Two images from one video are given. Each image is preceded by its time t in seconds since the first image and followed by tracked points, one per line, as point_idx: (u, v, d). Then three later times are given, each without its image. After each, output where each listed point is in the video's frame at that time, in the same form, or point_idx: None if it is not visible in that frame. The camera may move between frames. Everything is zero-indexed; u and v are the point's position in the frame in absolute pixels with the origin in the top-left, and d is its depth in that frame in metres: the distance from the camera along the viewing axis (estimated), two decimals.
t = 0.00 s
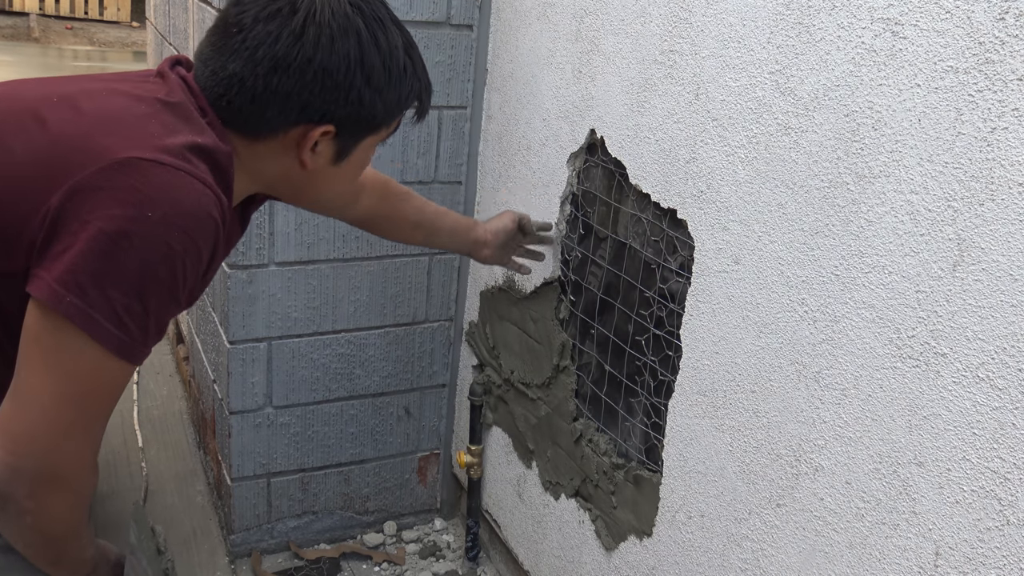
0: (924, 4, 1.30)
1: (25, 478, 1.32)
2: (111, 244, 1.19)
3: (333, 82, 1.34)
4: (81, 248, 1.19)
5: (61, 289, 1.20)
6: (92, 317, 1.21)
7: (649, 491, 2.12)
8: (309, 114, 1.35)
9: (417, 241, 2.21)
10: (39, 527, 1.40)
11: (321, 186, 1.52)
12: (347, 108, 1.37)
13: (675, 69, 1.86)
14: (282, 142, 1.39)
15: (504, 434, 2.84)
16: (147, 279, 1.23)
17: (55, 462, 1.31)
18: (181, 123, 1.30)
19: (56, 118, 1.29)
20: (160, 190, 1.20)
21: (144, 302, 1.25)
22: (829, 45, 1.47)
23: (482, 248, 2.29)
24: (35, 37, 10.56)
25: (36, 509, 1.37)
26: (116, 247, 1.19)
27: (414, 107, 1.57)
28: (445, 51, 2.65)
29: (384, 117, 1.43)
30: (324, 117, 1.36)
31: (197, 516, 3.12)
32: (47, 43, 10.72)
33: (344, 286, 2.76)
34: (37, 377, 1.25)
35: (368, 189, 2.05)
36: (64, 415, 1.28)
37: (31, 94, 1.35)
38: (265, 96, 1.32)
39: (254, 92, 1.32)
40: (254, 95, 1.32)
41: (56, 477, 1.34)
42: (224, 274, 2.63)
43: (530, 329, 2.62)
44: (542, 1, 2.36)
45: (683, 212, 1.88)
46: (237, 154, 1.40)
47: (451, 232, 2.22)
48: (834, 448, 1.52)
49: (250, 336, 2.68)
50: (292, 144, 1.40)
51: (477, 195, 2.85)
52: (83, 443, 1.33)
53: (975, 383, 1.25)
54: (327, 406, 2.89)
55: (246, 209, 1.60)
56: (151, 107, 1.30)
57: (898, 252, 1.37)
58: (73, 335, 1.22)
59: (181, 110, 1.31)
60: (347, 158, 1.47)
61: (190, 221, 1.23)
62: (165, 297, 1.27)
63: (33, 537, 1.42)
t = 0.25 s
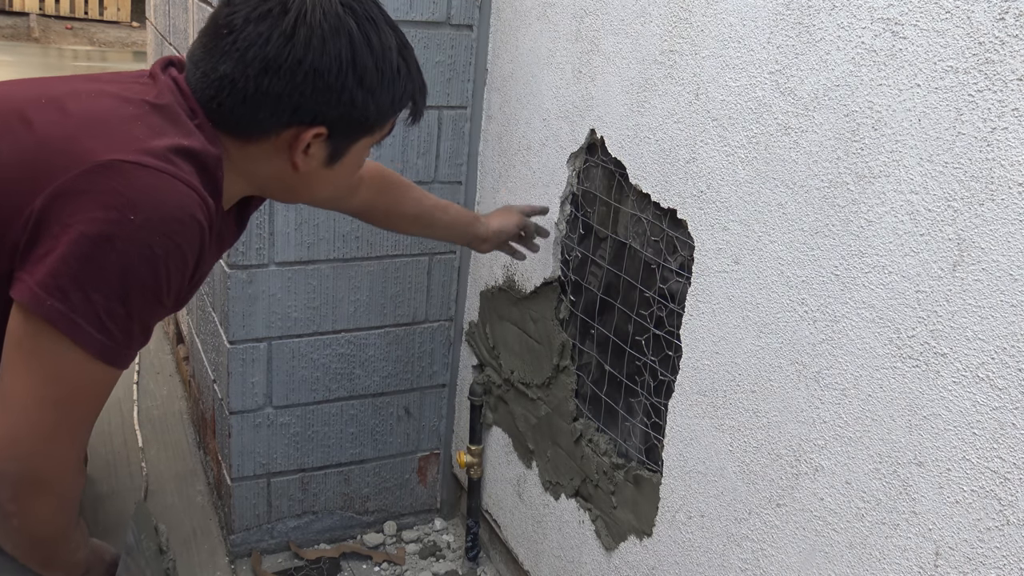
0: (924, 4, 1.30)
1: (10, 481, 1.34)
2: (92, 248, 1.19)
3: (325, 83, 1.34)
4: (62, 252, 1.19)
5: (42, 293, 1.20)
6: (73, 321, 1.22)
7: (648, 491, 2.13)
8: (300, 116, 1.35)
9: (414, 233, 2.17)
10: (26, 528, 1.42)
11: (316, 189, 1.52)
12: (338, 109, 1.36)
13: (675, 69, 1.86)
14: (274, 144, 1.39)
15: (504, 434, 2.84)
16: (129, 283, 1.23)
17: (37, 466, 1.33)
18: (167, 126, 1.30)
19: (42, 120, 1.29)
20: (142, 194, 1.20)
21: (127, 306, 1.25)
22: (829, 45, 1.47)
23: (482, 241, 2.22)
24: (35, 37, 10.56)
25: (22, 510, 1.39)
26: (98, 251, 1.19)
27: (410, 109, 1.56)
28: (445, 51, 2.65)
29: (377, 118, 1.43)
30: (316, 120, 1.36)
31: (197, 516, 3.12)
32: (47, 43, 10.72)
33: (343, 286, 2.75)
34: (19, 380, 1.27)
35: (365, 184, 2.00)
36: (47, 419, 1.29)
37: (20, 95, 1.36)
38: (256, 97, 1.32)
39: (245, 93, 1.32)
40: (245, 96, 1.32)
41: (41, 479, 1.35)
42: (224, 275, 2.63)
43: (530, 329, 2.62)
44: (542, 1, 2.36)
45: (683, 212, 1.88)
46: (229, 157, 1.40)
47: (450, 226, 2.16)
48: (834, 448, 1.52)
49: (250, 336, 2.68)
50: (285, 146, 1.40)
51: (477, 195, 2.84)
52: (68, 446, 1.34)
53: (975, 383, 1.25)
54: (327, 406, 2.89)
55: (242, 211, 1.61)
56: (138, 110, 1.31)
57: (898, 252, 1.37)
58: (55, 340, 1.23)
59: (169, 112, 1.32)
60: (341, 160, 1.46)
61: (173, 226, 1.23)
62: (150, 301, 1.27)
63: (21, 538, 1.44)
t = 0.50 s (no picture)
0: (924, 4, 1.30)
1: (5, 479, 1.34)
2: (79, 245, 1.19)
3: (314, 73, 1.34)
4: (50, 250, 1.19)
5: (30, 291, 1.20)
6: (61, 319, 1.22)
7: (648, 491, 2.12)
8: (290, 106, 1.35)
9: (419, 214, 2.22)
10: (22, 526, 1.43)
11: (309, 178, 1.53)
12: (328, 98, 1.36)
13: (675, 69, 1.86)
14: (265, 136, 1.40)
15: (504, 434, 2.84)
16: (117, 279, 1.23)
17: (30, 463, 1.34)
18: (156, 121, 1.31)
19: (30, 117, 1.29)
20: (129, 190, 1.20)
21: (116, 303, 1.25)
22: (829, 45, 1.47)
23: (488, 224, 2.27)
24: (36, 37, 10.57)
25: (17, 509, 1.40)
26: (85, 248, 1.19)
27: (402, 94, 1.56)
28: (445, 51, 2.65)
29: (368, 107, 1.43)
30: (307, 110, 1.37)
31: (197, 516, 3.12)
32: (48, 43, 10.73)
33: (343, 286, 2.75)
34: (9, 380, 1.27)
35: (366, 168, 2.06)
36: (38, 417, 1.29)
37: (9, 92, 1.36)
38: (245, 89, 1.32)
39: (233, 85, 1.32)
40: (234, 88, 1.32)
41: (36, 477, 1.36)
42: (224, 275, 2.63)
43: (530, 329, 2.62)
44: (542, 1, 2.36)
45: (683, 212, 1.88)
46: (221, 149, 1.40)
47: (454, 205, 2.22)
48: (834, 448, 1.52)
49: (250, 336, 2.68)
50: (276, 137, 1.40)
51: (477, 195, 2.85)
52: (62, 443, 1.35)
53: (976, 383, 1.25)
54: (327, 406, 2.89)
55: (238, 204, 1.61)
56: (126, 105, 1.31)
57: (898, 252, 1.37)
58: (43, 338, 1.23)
59: (157, 107, 1.32)
60: (333, 149, 1.47)
61: (160, 222, 1.23)
62: (139, 297, 1.28)
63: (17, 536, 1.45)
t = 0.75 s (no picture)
0: (924, 4, 1.30)
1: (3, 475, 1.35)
2: (76, 244, 1.19)
3: (313, 66, 1.34)
4: (47, 249, 1.19)
5: (28, 290, 1.21)
6: (59, 317, 1.22)
7: (648, 491, 2.13)
8: (289, 100, 1.35)
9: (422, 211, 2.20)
10: (21, 524, 1.43)
11: (309, 173, 1.53)
12: (327, 91, 1.36)
13: (675, 69, 1.86)
14: (266, 130, 1.39)
15: (504, 434, 2.84)
16: (114, 278, 1.23)
17: (28, 461, 1.34)
18: (154, 119, 1.30)
19: (28, 116, 1.29)
20: (125, 189, 1.20)
21: (113, 302, 1.25)
22: (829, 45, 1.47)
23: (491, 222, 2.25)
24: (36, 37, 10.58)
25: (16, 506, 1.40)
26: (82, 247, 1.19)
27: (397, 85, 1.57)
28: (445, 51, 2.65)
29: (367, 98, 1.43)
30: (307, 103, 1.37)
31: (197, 516, 3.12)
32: (48, 43, 10.73)
33: (343, 286, 2.75)
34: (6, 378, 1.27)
35: (369, 162, 2.04)
36: (35, 416, 1.29)
37: (8, 92, 1.36)
38: (243, 85, 1.32)
39: (231, 81, 1.32)
40: (232, 84, 1.32)
41: (34, 475, 1.36)
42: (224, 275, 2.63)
43: (530, 329, 2.62)
44: (542, 1, 2.36)
45: (683, 212, 1.88)
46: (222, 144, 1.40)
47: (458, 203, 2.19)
48: (834, 447, 1.52)
49: (250, 336, 2.68)
50: (277, 131, 1.40)
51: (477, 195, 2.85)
52: (59, 442, 1.35)
53: (976, 383, 1.25)
54: (327, 406, 2.89)
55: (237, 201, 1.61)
56: (123, 104, 1.30)
57: (898, 252, 1.37)
58: (40, 337, 1.23)
59: (156, 105, 1.31)
60: (333, 141, 1.47)
61: (157, 220, 1.22)
62: (136, 296, 1.27)
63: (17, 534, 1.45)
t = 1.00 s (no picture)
0: (924, 4, 1.30)
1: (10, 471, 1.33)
2: (90, 243, 1.19)
3: (319, 57, 1.34)
4: (61, 247, 1.19)
5: (41, 288, 1.20)
6: (72, 315, 1.22)
7: (649, 491, 2.12)
8: (297, 93, 1.35)
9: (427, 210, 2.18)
10: (24, 522, 1.41)
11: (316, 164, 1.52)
12: (334, 82, 1.37)
13: (675, 69, 1.86)
14: (274, 124, 1.39)
15: (504, 434, 2.84)
16: (128, 276, 1.23)
17: (38, 456, 1.33)
18: (162, 117, 1.30)
19: (36, 114, 1.28)
20: (138, 188, 1.20)
21: (126, 300, 1.25)
22: (829, 45, 1.47)
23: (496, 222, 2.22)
24: (36, 37, 10.58)
25: (22, 503, 1.38)
26: (96, 246, 1.19)
27: (401, 76, 1.57)
28: (445, 51, 2.65)
29: (373, 88, 1.43)
30: (314, 94, 1.36)
31: (197, 517, 3.12)
32: (48, 43, 10.74)
33: (343, 286, 2.75)
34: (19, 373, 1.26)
35: (374, 157, 2.03)
36: (46, 411, 1.29)
37: (14, 91, 1.35)
38: (251, 79, 1.32)
39: (239, 75, 1.32)
40: (240, 79, 1.32)
41: (42, 470, 1.35)
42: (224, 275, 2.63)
43: (530, 328, 2.62)
44: (542, 1, 2.36)
45: (683, 212, 1.88)
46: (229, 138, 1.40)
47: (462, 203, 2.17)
48: (834, 448, 1.52)
49: (250, 336, 2.68)
50: (284, 124, 1.40)
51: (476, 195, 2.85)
52: (71, 436, 1.34)
53: (975, 383, 1.25)
54: (327, 406, 2.89)
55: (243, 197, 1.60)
56: (132, 101, 1.30)
57: (898, 252, 1.37)
58: (54, 333, 1.23)
59: (162, 101, 1.31)
60: (340, 132, 1.47)
61: (170, 218, 1.22)
62: (149, 293, 1.27)
63: (18, 533, 1.43)
